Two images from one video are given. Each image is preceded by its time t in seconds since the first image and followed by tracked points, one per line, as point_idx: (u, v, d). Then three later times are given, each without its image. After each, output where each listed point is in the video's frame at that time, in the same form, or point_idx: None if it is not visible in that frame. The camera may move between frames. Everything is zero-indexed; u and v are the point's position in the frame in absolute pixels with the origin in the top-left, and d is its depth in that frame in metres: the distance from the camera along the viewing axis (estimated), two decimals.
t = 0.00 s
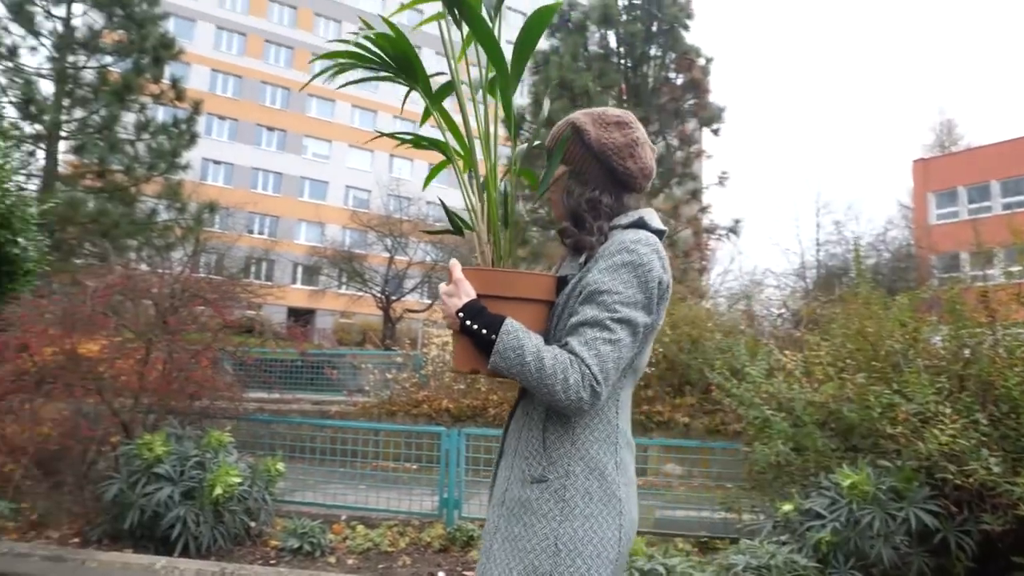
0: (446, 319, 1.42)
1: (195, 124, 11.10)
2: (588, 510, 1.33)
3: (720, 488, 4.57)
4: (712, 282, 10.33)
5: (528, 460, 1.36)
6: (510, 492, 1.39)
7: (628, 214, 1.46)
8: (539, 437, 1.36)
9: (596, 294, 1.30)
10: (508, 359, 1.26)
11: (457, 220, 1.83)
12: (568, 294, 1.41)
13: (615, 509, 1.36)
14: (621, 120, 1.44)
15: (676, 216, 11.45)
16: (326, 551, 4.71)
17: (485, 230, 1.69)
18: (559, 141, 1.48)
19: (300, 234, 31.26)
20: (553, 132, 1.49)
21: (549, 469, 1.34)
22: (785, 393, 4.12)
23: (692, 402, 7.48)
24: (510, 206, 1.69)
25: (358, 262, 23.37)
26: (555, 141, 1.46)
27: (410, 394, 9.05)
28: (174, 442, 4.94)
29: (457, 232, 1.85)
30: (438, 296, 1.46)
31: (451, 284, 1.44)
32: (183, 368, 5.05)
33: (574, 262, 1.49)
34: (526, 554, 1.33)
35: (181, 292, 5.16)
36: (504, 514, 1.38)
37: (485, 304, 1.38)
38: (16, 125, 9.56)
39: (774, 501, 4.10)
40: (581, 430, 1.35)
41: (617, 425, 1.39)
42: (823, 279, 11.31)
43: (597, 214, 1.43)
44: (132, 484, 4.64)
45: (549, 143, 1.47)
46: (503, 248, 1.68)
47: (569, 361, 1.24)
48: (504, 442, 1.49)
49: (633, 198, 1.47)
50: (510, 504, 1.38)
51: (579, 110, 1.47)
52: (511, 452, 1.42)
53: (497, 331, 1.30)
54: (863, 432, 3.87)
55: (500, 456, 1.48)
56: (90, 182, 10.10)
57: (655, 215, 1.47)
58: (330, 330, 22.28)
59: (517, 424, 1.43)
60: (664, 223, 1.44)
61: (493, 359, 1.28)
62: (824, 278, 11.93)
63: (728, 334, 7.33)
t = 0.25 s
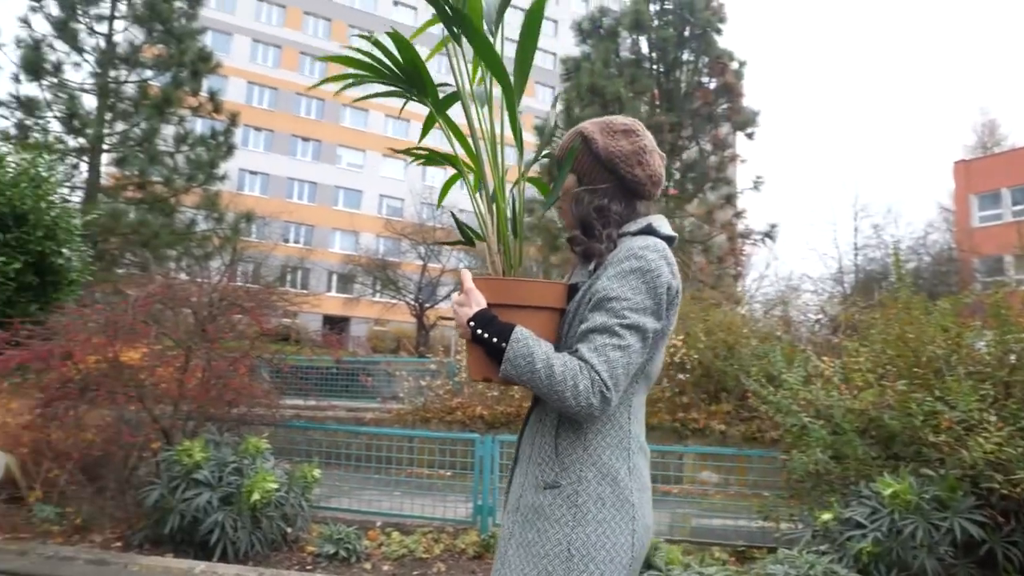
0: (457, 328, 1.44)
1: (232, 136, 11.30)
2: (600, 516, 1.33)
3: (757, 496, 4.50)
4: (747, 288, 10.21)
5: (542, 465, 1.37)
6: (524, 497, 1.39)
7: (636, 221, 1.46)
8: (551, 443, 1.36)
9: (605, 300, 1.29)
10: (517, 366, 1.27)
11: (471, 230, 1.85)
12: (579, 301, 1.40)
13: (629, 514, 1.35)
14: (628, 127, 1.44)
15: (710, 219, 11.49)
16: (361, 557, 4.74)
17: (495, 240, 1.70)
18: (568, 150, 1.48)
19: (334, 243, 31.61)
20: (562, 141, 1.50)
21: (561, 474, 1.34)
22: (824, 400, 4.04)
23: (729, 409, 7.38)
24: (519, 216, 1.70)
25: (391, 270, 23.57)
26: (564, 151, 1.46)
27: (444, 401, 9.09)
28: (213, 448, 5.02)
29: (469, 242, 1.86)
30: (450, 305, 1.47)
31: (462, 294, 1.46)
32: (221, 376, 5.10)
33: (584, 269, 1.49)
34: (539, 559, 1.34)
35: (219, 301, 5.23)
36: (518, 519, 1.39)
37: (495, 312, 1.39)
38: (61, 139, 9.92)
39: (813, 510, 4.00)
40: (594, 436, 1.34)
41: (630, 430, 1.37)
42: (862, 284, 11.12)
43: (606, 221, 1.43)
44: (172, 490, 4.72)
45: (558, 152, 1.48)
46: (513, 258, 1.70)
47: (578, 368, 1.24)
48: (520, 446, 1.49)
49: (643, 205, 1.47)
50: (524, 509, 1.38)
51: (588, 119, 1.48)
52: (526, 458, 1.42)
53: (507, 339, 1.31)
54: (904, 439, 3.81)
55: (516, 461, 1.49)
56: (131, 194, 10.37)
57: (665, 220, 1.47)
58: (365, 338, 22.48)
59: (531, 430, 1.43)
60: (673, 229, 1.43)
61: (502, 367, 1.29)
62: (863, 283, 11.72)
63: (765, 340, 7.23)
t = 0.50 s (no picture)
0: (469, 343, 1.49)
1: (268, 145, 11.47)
2: (612, 527, 1.36)
3: (794, 503, 4.43)
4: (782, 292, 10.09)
5: (555, 478, 1.41)
6: (538, 510, 1.43)
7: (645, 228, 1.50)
8: (565, 455, 1.41)
9: (613, 312, 1.33)
10: (526, 380, 1.31)
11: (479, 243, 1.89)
12: (589, 313, 1.45)
13: (642, 526, 1.38)
14: (635, 134, 1.49)
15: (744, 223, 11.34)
16: (395, 562, 4.78)
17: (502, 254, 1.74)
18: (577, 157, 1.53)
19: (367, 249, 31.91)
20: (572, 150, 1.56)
21: (574, 487, 1.39)
22: (862, 405, 3.97)
23: (764, 414, 7.28)
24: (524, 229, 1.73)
25: (424, 276, 23.70)
26: (572, 159, 1.52)
27: (477, 406, 9.11)
28: (250, 452, 5.09)
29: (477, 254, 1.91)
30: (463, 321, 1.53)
31: (473, 309, 1.51)
32: (258, 381, 5.20)
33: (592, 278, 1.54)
34: (553, 570, 1.37)
35: (256, 307, 5.32)
36: (532, 531, 1.43)
37: (503, 326, 1.44)
38: (102, 150, 10.19)
39: (853, 518, 3.94)
40: (606, 447, 1.38)
41: (642, 443, 1.41)
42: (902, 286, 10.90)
43: (613, 228, 1.48)
44: (210, 493, 4.80)
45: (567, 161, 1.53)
46: (521, 270, 1.73)
47: (587, 380, 1.28)
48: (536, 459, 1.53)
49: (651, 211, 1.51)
50: (537, 521, 1.42)
51: (596, 128, 1.54)
52: (540, 471, 1.47)
53: (515, 353, 1.35)
54: (947, 445, 3.73)
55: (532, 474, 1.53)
56: (170, 204, 10.62)
57: (672, 225, 1.51)
58: (398, 344, 22.63)
59: (546, 443, 1.48)
60: (681, 234, 1.47)
61: (512, 381, 1.34)
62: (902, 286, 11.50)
63: (801, 344, 7.14)
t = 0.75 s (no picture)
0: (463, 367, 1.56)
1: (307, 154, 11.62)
2: (607, 554, 1.41)
3: (840, 512, 4.32)
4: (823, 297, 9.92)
5: (552, 504, 1.47)
6: (537, 534, 1.50)
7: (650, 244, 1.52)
8: (562, 482, 1.47)
9: (608, 338, 1.37)
10: (520, 409, 1.37)
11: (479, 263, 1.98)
12: (585, 336, 1.50)
13: (637, 553, 1.43)
14: (632, 152, 1.50)
15: (784, 226, 11.15)
16: (434, 568, 4.79)
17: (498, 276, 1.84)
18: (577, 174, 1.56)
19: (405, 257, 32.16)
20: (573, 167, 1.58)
21: (569, 513, 1.45)
22: (909, 412, 3.90)
23: (807, 420, 7.12)
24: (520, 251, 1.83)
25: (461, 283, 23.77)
26: (572, 178, 1.54)
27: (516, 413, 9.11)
28: (291, 459, 5.15)
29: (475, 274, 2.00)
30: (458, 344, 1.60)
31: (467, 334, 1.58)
32: (299, 389, 5.27)
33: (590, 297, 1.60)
34: None
35: (296, 315, 5.37)
36: (530, 554, 1.50)
37: (494, 352, 1.50)
38: (148, 162, 10.47)
39: (900, 526, 3.83)
40: (603, 475, 1.44)
41: (641, 470, 1.46)
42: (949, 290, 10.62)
43: (611, 249, 1.53)
44: (253, 499, 4.86)
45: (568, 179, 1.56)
46: (517, 292, 1.83)
47: (580, 407, 1.33)
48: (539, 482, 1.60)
49: (655, 229, 1.53)
50: (536, 545, 1.49)
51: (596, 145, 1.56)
52: (541, 495, 1.53)
53: (509, 381, 1.42)
54: (999, 453, 3.65)
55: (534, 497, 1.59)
56: (213, 214, 10.87)
57: (676, 241, 1.53)
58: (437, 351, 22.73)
59: (547, 468, 1.54)
60: (684, 252, 1.49)
61: (505, 408, 1.40)
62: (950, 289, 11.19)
63: (845, 350, 7.00)
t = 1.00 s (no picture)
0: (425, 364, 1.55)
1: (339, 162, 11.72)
2: (562, 560, 1.40)
3: (879, 519, 4.26)
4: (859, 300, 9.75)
5: (511, 505, 1.47)
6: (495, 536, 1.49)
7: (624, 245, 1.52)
8: (523, 482, 1.47)
9: (570, 337, 1.38)
10: (476, 404, 1.38)
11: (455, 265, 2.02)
12: (550, 336, 1.50)
13: (595, 562, 1.41)
14: (610, 151, 1.49)
15: (818, 228, 10.99)
16: (467, 573, 4.81)
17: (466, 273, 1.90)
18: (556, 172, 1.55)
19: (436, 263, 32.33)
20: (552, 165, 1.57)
21: (525, 514, 1.44)
22: (950, 416, 3.79)
23: (844, 426, 6.99)
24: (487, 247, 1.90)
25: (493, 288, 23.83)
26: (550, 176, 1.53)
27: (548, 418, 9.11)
28: (325, 464, 5.20)
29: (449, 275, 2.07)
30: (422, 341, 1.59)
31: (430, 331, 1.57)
32: (333, 394, 5.32)
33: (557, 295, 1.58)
34: None
35: (328, 321, 5.40)
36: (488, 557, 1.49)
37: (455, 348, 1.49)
38: (186, 172, 10.70)
39: (943, 535, 3.77)
40: (562, 478, 1.43)
41: (603, 475, 1.44)
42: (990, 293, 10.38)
43: (585, 248, 1.52)
44: (288, 503, 4.92)
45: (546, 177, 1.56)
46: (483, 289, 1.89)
47: (537, 405, 1.34)
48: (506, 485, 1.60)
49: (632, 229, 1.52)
50: (493, 547, 1.48)
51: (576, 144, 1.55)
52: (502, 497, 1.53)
53: (466, 377, 1.42)
54: None
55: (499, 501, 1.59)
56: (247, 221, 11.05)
57: (652, 240, 1.52)
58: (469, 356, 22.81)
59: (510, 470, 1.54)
60: (659, 252, 1.48)
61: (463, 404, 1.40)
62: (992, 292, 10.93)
63: (882, 355, 6.89)
